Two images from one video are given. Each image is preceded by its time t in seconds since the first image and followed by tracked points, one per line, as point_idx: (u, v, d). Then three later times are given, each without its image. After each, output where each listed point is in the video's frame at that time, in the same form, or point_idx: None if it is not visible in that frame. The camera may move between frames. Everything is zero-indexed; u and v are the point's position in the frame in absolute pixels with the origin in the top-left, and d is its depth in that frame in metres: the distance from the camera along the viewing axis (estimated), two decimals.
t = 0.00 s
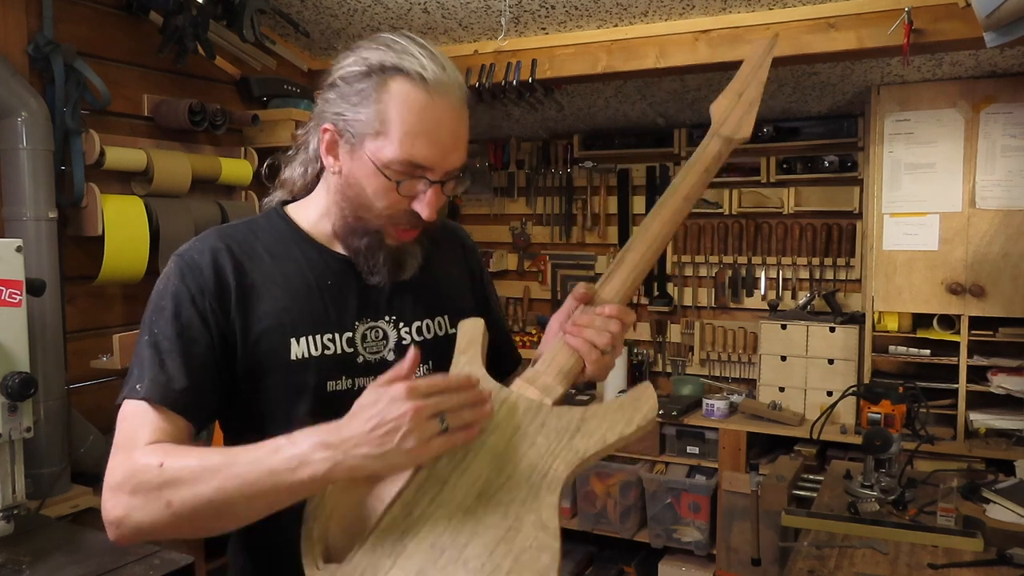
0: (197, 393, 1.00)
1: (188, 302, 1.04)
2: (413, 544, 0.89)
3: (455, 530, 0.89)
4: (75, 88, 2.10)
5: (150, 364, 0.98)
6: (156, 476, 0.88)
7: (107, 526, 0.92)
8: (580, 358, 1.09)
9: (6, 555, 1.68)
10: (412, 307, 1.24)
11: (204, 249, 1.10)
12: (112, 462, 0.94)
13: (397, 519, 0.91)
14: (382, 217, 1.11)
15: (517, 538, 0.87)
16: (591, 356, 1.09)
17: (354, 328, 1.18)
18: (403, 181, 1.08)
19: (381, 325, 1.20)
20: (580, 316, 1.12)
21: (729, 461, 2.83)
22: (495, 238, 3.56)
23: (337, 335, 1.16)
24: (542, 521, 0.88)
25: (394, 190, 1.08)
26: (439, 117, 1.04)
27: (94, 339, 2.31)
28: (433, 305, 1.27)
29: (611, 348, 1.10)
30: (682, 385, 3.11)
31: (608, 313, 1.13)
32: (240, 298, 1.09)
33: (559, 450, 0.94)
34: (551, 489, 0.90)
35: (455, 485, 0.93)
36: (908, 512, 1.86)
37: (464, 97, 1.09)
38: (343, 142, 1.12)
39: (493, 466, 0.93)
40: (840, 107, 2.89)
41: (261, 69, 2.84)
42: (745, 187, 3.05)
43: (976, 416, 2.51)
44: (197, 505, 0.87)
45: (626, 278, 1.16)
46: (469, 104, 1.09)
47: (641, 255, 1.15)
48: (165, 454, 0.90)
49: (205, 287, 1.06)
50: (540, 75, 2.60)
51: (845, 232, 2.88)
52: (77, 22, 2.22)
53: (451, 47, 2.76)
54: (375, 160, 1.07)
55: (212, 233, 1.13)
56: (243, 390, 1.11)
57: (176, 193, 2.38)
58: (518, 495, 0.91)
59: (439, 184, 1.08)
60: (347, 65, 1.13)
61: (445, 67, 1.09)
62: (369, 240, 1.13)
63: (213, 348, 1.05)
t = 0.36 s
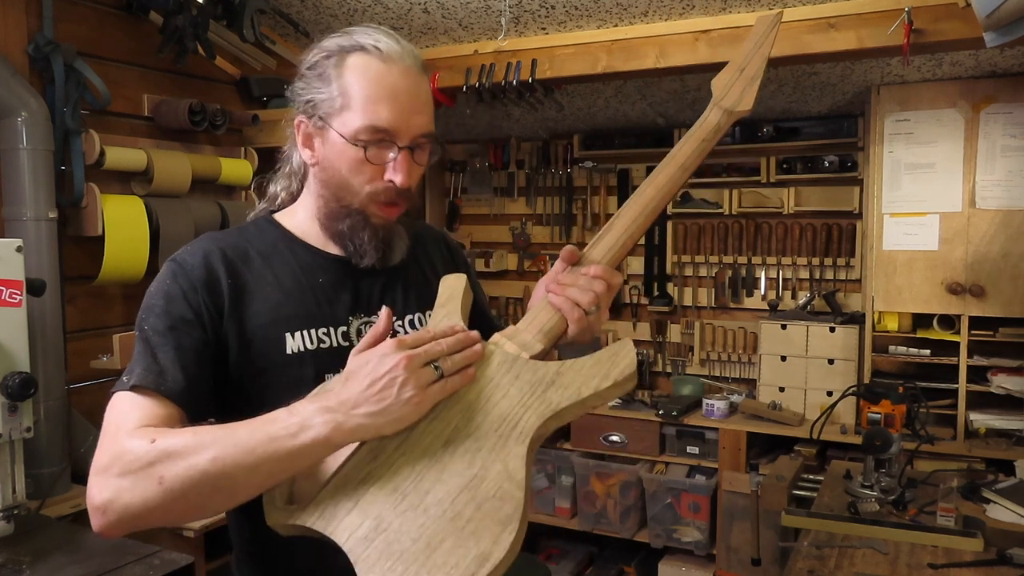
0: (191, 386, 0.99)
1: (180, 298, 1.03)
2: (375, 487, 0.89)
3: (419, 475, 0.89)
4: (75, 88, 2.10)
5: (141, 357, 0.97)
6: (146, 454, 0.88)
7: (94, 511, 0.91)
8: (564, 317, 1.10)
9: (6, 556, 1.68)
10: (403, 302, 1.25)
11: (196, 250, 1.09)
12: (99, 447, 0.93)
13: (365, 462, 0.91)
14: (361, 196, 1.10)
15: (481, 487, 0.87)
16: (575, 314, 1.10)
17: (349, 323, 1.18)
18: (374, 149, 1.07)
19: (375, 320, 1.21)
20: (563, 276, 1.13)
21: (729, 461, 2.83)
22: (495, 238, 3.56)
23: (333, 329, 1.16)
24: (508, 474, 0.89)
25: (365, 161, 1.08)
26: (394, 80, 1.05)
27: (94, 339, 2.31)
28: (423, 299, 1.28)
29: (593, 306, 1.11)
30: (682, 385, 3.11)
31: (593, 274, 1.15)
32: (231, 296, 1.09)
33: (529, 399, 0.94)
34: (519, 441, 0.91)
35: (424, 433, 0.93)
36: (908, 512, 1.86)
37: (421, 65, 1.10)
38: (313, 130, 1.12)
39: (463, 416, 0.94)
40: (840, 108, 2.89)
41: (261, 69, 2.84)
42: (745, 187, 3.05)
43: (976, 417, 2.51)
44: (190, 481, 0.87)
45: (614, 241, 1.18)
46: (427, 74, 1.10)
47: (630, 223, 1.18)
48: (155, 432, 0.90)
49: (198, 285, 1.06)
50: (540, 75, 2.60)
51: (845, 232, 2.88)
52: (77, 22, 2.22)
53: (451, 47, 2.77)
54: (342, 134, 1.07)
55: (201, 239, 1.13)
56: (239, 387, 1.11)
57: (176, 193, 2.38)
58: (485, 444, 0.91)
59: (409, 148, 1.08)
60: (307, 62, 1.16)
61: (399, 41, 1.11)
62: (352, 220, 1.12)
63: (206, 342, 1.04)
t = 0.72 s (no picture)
0: (196, 366, 0.96)
1: (186, 283, 1.02)
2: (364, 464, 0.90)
3: (408, 452, 0.90)
4: (75, 88, 2.10)
5: (145, 335, 0.93)
6: (162, 419, 0.81)
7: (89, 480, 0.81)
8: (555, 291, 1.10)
9: (6, 556, 1.68)
10: (403, 301, 1.25)
11: (201, 245, 1.09)
12: (100, 422, 0.85)
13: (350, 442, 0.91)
14: (311, 165, 1.16)
15: (470, 462, 0.88)
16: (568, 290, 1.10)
17: (351, 322, 1.18)
18: (318, 117, 1.14)
19: (376, 320, 1.21)
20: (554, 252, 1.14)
21: (729, 461, 2.83)
22: (495, 238, 3.56)
23: (336, 328, 1.16)
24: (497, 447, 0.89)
25: (312, 131, 1.14)
26: (338, 52, 1.13)
27: (94, 339, 2.31)
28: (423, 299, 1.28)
29: (586, 284, 1.11)
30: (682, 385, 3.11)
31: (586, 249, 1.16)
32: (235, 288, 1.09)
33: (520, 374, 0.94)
34: (510, 416, 0.91)
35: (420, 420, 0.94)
36: (908, 512, 1.86)
37: (380, 44, 1.16)
38: (288, 117, 1.22)
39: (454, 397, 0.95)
40: (840, 108, 2.89)
41: (260, 69, 2.84)
42: (745, 187, 3.05)
43: (976, 417, 2.51)
44: (203, 450, 0.78)
45: (606, 222, 1.19)
46: (386, 49, 1.17)
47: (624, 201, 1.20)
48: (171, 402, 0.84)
49: (202, 274, 1.05)
50: (540, 75, 2.59)
51: (845, 232, 2.88)
52: (77, 22, 2.22)
53: (451, 47, 2.77)
54: (298, 108, 1.16)
55: (201, 234, 1.12)
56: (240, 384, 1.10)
57: (176, 193, 2.38)
58: (476, 420, 0.92)
59: (349, 112, 1.13)
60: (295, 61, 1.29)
61: (363, 25, 1.19)
62: (305, 193, 1.16)
63: (211, 328, 1.02)
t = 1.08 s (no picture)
0: (182, 359, 0.96)
1: (175, 281, 1.03)
2: (372, 476, 0.91)
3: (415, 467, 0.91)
4: (75, 88, 2.10)
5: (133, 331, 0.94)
6: (139, 401, 0.83)
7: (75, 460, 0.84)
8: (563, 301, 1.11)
9: (6, 555, 1.68)
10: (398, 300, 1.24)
11: (194, 248, 1.10)
12: (86, 407, 0.87)
13: (356, 454, 0.93)
14: (301, 157, 1.15)
15: (476, 476, 0.89)
16: (576, 298, 1.12)
17: (344, 321, 1.18)
18: (308, 108, 1.14)
19: (371, 319, 1.21)
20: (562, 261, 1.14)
21: (729, 461, 2.83)
22: (495, 238, 3.56)
23: (328, 328, 1.16)
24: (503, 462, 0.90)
25: (302, 122, 1.14)
26: (328, 44, 1.14)
27: (94, 339, 2.31)
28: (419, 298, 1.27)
29: (594, 292, 1.12)
30: (682, 385, 3.11)
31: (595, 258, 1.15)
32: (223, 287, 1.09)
33: (528, 390, 0.95)
34: (516, 427, 0.92)
35: (421, 422, 0.95)
36: (907, 512, 1.87)
37: (371, 39, 1.17)
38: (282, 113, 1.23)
39: (459, 404, 0.96)
40: (840, 108, 2.89)
41: (260, 69, 2.84)
42: (745, 187, 3.05)
43: (976, 417, 2.51)
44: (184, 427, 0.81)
45: (615, 226, 1.18)
46: (377, 44, 1.17)
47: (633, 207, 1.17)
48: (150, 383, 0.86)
49: (190, 272, 1.06)
50: (540, 75, 2.59)
51: (845, 232, 2.88)
52: (77, 22, 2.22)
53: (451, 47, 2.76)
54: (290, 101, 1.17)
55: (196, 235, 1.14)
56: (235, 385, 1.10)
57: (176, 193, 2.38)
58: (483, 433, 0.93)
59: (338, 103, 1.13)
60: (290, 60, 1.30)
61: (354, 21, 1.20)
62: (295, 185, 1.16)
63: (198, 324, 1.02)
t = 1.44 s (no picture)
0: (166, 393, 1.01)
1: (164, 308, 1.06)
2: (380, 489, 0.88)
3: (426, 477, 0.88)
4: (75, 88, 2.10)
5: (124, 372, 1.01)
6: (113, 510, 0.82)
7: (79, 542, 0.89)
8: (566, 320, 1.10)
9: (6, 555, 1.68)
10: (396, 305, 1.21)
11: (182, 256, 1.12)
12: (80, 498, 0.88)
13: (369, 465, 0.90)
14: (305, 155, 1.15)
15: (487, 491, 0.86)
16: (579, 316, 1.10)
17: (333, 326, 1.15)
18: (311, 107, 1.14)
19: (365, 324, 1.18)
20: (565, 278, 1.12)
21: (729, 461, 2.83)
22: (495, 238, 3.56)
23: (315, 334, 1.14)
24: (512, 478, 0.87)
25: (305, 120, 1.14)
26: (331, 42, 1.14)
27: (94, 339, 2.31)
28: (419, 303, 1.24)
29: (596, 309, 1.11)
30: (682, 385, 3.11)
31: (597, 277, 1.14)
32: (212, 304, 1.11)
33: (533, 405, 0.94)
34: (524, 444, 0.90)
35: (429, 434, 0.92)
36: (907, 512, 1.86)
37: (373, 35, 1.18)
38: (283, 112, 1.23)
39: (468, 419, 0.93)
40: (840, 108, 2.89)
41: (260, 69, 2.84)
42: (745, 187, 3.05)
43: (976, 416, 2.51)
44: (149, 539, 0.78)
45: (617, 245, 1.17)
46: (379, 40, 1.18)
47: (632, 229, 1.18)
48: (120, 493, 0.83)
49: (177, 294, 1.08)
50: (540, 75, 2.59)
51: (845, 232, 2.88)
52: (77, 22, 2.22)
53: (451, 47, 2.77)
54: (292, 99, 1.17)
55: (195, 243, 1.16)
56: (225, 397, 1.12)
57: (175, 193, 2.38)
58: (490, 449, 0.90)
59: (343, 100, 1.13)
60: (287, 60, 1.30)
61: (354, 19, 1.21)
62: (300, 184, 1.15)
63: (184, 354, 1.06)
